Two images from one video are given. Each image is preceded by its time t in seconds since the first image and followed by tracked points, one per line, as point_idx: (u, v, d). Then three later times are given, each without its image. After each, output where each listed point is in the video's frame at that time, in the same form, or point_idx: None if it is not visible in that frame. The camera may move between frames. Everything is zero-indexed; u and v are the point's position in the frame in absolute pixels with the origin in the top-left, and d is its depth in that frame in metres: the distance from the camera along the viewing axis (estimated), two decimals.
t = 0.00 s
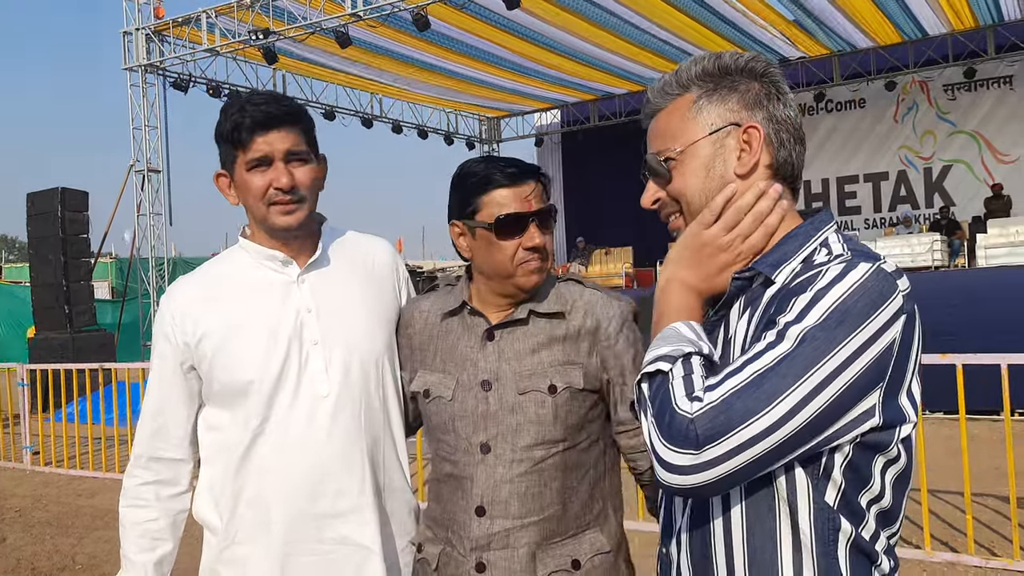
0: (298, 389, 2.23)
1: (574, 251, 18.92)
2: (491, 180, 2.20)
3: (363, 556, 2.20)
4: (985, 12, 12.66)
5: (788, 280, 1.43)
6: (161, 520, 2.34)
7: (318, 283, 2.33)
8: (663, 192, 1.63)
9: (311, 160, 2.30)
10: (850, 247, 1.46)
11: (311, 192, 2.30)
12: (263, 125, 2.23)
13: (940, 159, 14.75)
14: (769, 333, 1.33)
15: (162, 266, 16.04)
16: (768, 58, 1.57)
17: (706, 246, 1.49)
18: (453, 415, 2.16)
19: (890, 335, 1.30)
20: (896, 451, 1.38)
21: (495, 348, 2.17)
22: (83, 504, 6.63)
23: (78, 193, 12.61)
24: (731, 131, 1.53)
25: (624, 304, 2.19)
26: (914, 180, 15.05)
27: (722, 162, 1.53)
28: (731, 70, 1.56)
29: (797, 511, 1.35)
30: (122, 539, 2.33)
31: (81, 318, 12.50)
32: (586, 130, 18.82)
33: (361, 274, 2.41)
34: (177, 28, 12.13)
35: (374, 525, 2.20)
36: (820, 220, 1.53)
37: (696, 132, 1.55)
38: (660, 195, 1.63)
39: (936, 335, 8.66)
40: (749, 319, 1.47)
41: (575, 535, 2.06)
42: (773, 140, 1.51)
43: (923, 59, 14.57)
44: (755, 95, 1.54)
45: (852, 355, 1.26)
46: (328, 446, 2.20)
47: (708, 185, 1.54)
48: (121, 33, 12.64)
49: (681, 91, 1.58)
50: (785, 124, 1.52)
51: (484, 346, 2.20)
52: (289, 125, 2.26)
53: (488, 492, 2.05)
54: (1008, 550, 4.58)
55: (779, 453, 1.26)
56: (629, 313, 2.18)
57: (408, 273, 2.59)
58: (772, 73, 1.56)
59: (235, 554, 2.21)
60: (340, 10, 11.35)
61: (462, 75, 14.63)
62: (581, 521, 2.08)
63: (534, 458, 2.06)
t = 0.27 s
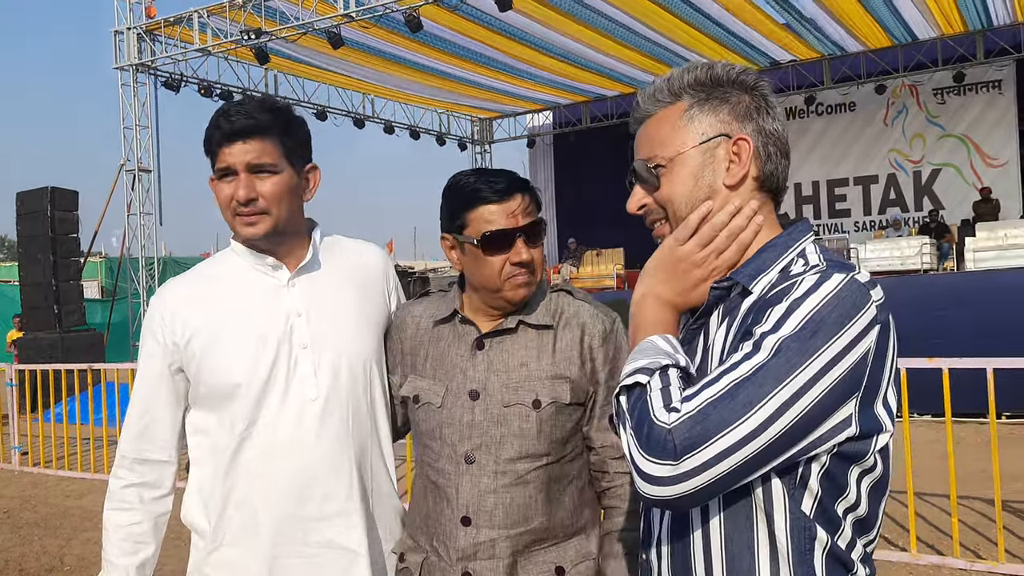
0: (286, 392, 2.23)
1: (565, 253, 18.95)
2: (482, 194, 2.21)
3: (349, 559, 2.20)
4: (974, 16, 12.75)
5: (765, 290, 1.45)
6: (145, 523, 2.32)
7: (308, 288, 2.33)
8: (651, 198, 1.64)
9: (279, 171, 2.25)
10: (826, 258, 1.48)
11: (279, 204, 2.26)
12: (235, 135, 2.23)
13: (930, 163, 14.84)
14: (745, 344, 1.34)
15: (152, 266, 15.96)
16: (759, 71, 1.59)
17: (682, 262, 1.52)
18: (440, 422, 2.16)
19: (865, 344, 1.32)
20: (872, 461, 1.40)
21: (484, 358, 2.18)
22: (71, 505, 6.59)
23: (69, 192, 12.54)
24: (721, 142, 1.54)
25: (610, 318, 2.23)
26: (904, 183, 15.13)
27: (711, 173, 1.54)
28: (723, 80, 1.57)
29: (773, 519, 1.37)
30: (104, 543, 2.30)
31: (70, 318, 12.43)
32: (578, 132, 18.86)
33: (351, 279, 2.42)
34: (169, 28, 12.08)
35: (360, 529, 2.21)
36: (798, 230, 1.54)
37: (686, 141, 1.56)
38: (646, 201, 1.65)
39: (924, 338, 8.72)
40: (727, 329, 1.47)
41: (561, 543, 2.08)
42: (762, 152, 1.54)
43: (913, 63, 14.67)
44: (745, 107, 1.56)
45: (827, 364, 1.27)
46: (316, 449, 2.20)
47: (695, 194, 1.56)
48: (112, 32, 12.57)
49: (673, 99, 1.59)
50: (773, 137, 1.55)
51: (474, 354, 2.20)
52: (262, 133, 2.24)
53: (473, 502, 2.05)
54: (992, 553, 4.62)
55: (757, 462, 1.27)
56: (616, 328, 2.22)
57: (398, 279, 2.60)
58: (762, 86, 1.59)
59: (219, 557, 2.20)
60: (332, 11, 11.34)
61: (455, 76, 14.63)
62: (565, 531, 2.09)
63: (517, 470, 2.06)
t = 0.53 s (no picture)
0: (275, 397, 2.22)
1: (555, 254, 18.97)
2: (464, 201, 2.20)
3: (335, 565, 2.20)
4: (962, 20, 12.85)
5: (748, 301, 1.45)
6: (142, 527, 2.31)
7: (297, 293, 2.33)
8: (639, 202, 1.61)
9: (261, 180, 2.24)
10: (807, 269, 1.48)
11: (259, 212, 2.24)
12: (220, 145, 2.23)
13: (918, 166, 14.95)
14: (728, 359, 1.33)
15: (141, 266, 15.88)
16: (753, 83, 1.58)
17: (654, 281, 1.48)
18: (418, 426, 2.16)
19: (846, 356, 1.31)
20: (854, 471, 1.39)
21: (462, 364, 2.16)
22: (59, 506, 6.55)
23: (56, 191, 12.46)
24: (714, 153, 1.53)
25: (591, 326, 2.19)
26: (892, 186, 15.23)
27: (704, 184, 1.53)
28: (719, 91, 1.56)
29: (754, 526, 1.37)
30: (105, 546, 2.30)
31: (57, 318, 12.35)
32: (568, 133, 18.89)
33: (341, 284, 2.41)
34: (158, 27, 12.03)
35: (347, 534, 2.21)
36: (779, 243, 1.55)
37: (679, 150, 1.54)
38: (634, 206, 1.61)
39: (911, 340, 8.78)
40: (709, 340, 1.49)
41: (538, 558, 2.04)
42: (752, 166, 1.54)
43: (901, 67, 14.77)
44: (740, 120, 1.55)
45: (810, 378, 1.27)
46: (305, 453, 2.20)
47: (686, 204, 1.54)
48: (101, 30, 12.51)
49: (667, 105, 1.57)
50: (764, 151, 1.56)
51: (451, 359, 2.19)
52: (247, 142, 2.24)
53: (444, 508, 2.05)
54: (976, 554, 4.65)
55: (744, 478, 1.26)
56: (596, 336, 2.18)
57: (388, 282, 2.57)
58: (756, 99, 1.58)
59: (206, 561, 2.20)
60: (322, 11, 11.31)
61: (445, 77, 14.62)
62: (543, 543, 2.06)
63: (489, 479, 2.04)
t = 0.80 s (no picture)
0: (260, 396, 2.23)
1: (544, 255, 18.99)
2: (436, 200, 2.18)
3: (318, 565, 2.19)
4: (948, 22, 12.95)
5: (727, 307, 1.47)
6: (137, 523, 2.32)
7: (283, 293, 2.33)
8: (626, 197, 1.59)
9: (243, 184, 2.24)
10: (786, 272, 1.49)
11: (242, 215, 2.25)
12: (203, 150, 2.24)
13: (905, 166, 15.06)
14: (713, 370, 1.33)
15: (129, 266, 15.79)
16: (749, 90, 1.58)
17: (614, 297, 1.45)
18: (392, 425, 2.14)
19: (826, 362, 1.33)
20: (831, 473, 1.41)
21: (434, 363, 2.13)
22: (45, 507, 6.51)
23: (43, 191, 12.38)
24: (706, 155, 1.53)
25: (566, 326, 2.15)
26: (879, 187, 15.34)
27: (694, 184, 1.52)
28: (715, 93, 1.55)
29: (732, 530, 1.38)
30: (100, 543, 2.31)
31: (45, 318, 12.27)
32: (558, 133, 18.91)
33: (328, 284, 2.41)
34: (146, 26, 11.97)
35: (330, 534, 2.20)
36: (759, 246, 1.57)
37: (671, 149, 1.54)
38: (620, 200, 1.60)
39: (897, 339, 8.86)
40: (690, 344, 1.50)
41: (510, 561, 2.00)
42: (741, 172, 1.54)
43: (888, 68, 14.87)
44: (734, 125, 1.55)
45: (794, 386, 1.28)
46: (289, 452, 2.20)
47: (675, 203, 1.53)
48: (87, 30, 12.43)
49: (664, 103, 1.56)
50: (753, 160, 1.56)
51: (424, 358, 2.16)
52: (232, 146, 2.24)
53: (414, 508, 2.03)
54: (960, 552, 4.70)
55: (733, 490, 1.27)
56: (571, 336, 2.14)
57: (378, 282, 2.58)
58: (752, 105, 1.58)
59: (194, 558, 2.21)
60: (311, 11, 11.29)
61: (434, 77, 14.61)
62: (515, 544, 2.02)
63: (458, 479, 2.01)
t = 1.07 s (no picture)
0: (252, 394, 2.24)
1: (536, 254, 19.01)
2: (401, 199, 2.15)
3: (307, 561, 2.18)
4: (937, 23, 13.03)
5: (724, 303, 1.47)
6: (135, 518, 2.34)
7: (278, 293, 2.34)
8: (616, 195, 1.60)
9: (228, 186, 2.25)
10: (783, 273, 1.50)
11: (229, 217, 2.26)
12: (189, 153, 2.25)
13: (895, 167, 15.14)
14: (704, 358, 1.34)
15: (120, 266, 15.72)
16: (748, 93, 1.59)
17: (649, 267, 1.49)
18: (373, 422, 2.11)
19: (815, 362, 1.34)
20: (814, 471, 1.43)
21: (414, 360, 2.10)
22: (36, 507, 6.49)
23: (34, 191, 12.32)
24: (699, 158, 1.53)
25: (551, 324, 2.07)
26: (869, 187, 15.42)
27: (686, 185, 1.53)
28: (713, 95, 1.56)
29: (721, 523, 1.38)
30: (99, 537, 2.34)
31: (35, 318, 12.21)
32: (550, 133, 18.94)
33: (322, 284, 2.41)
34: (137, 25, 11.93)
35: (320, 531, 2.20)
36: (757, 247, 1.57)
37: (665, 150, 1.55)
38: (610, 198, 1.61)
39: (886, 339, 8.91)
40: (684, 339, 1.50)
41: (488, 561, 1.93)
42: (734, 176, 1.55)
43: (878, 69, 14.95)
44: (729, 128, 1.56)
45: (784, 380, 1.30)
46: (281, 448, 2.21)
47: (668, 203, 1.54)
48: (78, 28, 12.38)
49: (661, 102, 1.57)
50: (747, 164, 1.56)
51: (405, 355, 2.12)
52: (218, 148, 2.25)
53: (392, 506, 1.99)
54: (947, 549, 4.74)
55: (716, 473, 1.29)
56: (555, 336, 2.06)
57: (375, 281, 2.58)
58: (749, 110, 1.59)
59: (189, 553, 2.23)
60: (303, 10, 11.28)
61: (426, 76, 14.61)
62: (493, 545, 1.94)
63: (434, 477, 1.95)
